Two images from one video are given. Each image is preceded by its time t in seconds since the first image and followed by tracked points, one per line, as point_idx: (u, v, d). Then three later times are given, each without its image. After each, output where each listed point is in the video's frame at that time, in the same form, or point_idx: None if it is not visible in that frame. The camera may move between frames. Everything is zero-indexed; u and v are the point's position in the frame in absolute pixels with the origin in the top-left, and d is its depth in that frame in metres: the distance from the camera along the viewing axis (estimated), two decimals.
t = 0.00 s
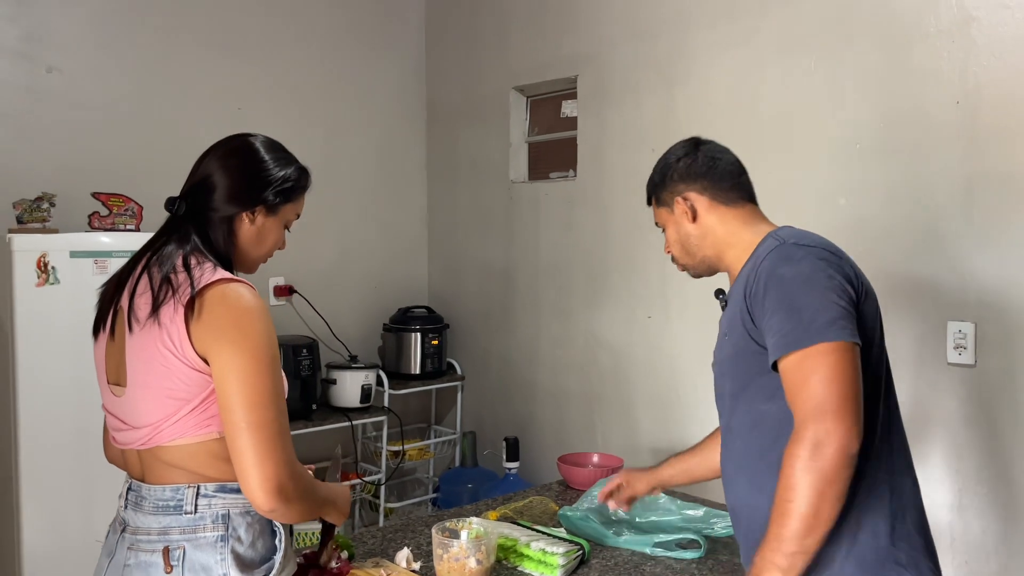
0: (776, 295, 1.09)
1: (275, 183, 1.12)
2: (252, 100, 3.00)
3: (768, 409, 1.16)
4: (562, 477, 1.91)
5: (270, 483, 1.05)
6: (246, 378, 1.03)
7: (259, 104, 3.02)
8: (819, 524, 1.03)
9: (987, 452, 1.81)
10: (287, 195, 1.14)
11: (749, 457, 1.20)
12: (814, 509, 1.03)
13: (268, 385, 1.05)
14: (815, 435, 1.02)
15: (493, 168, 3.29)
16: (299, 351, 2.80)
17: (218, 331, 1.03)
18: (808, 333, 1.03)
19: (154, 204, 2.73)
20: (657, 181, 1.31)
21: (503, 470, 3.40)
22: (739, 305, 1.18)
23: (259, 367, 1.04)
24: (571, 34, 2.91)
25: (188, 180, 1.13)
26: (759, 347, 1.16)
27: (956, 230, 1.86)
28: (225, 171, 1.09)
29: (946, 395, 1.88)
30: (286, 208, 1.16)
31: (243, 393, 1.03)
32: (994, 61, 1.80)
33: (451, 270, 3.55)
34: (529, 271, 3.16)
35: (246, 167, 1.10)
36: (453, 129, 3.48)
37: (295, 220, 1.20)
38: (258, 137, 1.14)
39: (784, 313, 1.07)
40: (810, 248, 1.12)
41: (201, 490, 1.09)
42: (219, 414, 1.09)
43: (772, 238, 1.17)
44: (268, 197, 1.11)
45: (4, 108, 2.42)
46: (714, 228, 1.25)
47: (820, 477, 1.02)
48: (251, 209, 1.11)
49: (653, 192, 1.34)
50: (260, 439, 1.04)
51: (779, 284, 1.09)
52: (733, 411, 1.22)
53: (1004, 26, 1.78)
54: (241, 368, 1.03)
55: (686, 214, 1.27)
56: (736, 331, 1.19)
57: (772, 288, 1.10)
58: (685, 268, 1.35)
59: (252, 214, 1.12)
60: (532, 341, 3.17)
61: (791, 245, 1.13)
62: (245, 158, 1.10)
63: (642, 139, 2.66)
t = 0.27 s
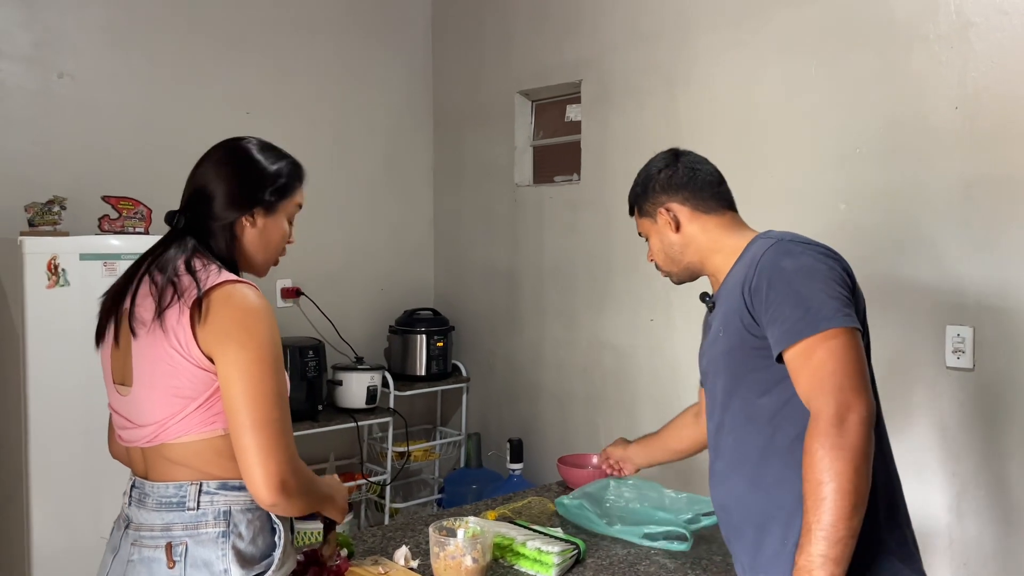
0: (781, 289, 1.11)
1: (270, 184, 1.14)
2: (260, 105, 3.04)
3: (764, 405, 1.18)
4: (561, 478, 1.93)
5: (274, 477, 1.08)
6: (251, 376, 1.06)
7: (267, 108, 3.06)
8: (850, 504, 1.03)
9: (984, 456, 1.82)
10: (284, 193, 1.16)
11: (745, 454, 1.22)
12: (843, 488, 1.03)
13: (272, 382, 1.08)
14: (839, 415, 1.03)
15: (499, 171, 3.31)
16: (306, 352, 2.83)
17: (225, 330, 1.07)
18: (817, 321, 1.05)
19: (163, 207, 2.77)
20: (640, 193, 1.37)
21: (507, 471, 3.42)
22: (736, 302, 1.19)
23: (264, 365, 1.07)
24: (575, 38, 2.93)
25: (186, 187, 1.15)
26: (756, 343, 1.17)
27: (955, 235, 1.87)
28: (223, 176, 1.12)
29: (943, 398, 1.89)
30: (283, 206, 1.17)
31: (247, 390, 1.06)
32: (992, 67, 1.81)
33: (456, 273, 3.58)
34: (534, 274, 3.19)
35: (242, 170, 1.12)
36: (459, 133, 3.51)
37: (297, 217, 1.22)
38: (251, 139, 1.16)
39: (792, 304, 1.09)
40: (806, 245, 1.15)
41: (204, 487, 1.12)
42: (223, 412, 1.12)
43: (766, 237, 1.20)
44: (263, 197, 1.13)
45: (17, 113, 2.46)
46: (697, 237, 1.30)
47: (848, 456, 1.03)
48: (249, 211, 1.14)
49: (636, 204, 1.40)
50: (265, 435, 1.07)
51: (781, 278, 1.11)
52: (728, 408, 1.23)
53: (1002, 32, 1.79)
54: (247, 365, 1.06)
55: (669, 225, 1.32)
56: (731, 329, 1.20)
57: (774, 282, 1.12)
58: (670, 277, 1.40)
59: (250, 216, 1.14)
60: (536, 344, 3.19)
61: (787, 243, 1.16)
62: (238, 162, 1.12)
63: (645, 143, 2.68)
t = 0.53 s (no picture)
0: (775, 285, 1.13)
1: (250, 164, 1.16)
2: (269, 107, 3.09)
3: (758, 399, 1.21)
4: (564, 476, 1.96)
5: (288, 466, 1.12)
6: (264, 370, 1.10)
7: (276, 111, 3.11)
8: (824, 494, 1.07)
9: (981, 456, 1.84)
10: (266, 176, 1.18)
11: (738, 448, 1.25)
12: (820, 479, 1.06)
13: (284, 375, 1.12)
14: (827, 410, 1.06)
15: (505, 173, 3.35)
16: (314, 351, 2.88)
17: (237, 326, 1.10)
18: (810, 318, 1.08)
19: (174, 208, 2.82)
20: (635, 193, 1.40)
21: (512, 470, 3.45)
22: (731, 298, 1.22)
23: (275, 360, 1.11)
24: (580, 42, 2.96)
25: (183, 186, 1.19)
26: (751, 339, 1.20)
27: (952, 237, 1.89)
28: (213, 167, 1.15)
29: (942, 398, 1.92)
30: (271, 185, 1.19)
31: (261, 384, 1.10)
32: (991, 70, 1.83)
33: (463, 273, 3.61)
34: (539, 274, 3.22)
35: (227, 158, 1.16)
36: (465, 135, 3.55)
37: (295, 201, 1.25)
38: (235, 132, 1.19)
39: (785, 300, 1.11)
40: (799, 244, 1.18)
41: (218, 479, 1.16)
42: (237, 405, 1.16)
43: (759, 237, 1.23)
44: (246, 179, 1.16)
45: (32, 116, 2.52)
46: (691, 233, 1.33)
47: (830, 449, 1.06)
48: (235, 195, 1.16)
49: (630, 205, 1.42)
50: (277, 426, 1.11)
51: (776, 276, 1.14)
52: (723, 401, 1.26)
53: (1001, 36, 1.81)
54: (261, 361, 1.10)
55: (664, 223, 1.35)
56: (726, 325, 1.23)
57: (768, 278, 1.15)
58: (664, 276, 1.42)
59: (238, 202, 1.17)
60: (541, 344, 3.22)
61: (782, 241, 1.19)
62: (221, 153, 1.16)
63: (649, 145, 2.70)
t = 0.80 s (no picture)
0: (777, 291, 1.17)
1: (259, 168, 1.20)
2: (279, 112, 3.14)
3: (758, 401, 1.24)
4: (568, 474, 2.00)
5: (301, 462, 1.16)
6: (277, 370, 1.14)
7: (286, 115, 3.16)
8: (808, 492, 1.11)
9: (979, 456, 1.87)
10: (275, 180, 1.22)
11: (738, 448, 1.27)
12: (804, 481, 1.11)
13: (296, 376, 1.17)
14: (819, 416, 1.10)
15: (511, 176, 3.39)
16: (323, 351, 2.92)
17: (252, 327, 1.15)
18: (810, 326, 1.12)
19: (186, 211, 2.87)
20: (643, 195, 1.42)
21: (518, 469, 3.49)
22: (734, 303, 1.25)
23: (288, 360, 1.16)
24: (586, 47, 3.00)
25: (198, 191, 1.23)
26: (752, 342, 1.24)
27: (951, 240, 1.92)
28: (225, 170, 1.20)
29: (941, 398, 1.94)
30: (280, 187, 1.23)
31: (276, 383, 1.14)
32: (989, 76, 1.86)
33: (470, 275, 3.65)
34: (545, 276, 3.25)
35: (238, 162, 1.20)
36: (472, 138, 3.59)
37: (305, 205, 1.29)
38: (246, 138, 1.24)
39: (786, 306, 1.15)
40: (801, 252, 1.22)
41: (233, 474, 1.20)
42: (252, 403, 1.21)
43: (762, 245, 1.27)
44: (255, 182, 1.20)
45: (48, 121, 2.57)
46: (702, 234, 1.36)
47: (818, 450, 1.10)
48: (245, 198, 1.20)
49: (637, 207, 1.45)
50: (290, 425, 1.15)
51: (778, 282, 1.18)
52: (725, 402, 1.28)
53: (998, 43, 1.84)
54: (276, 361, 1.15)
55: (675, 223, 1.37)
56: (729, 328, 1.26)
57: (770, 285, 1.18)
58: (668, 278, 1.44)
59: (248, 204, 1.21)
60: (547, 345, 3.26)
61: (784, 249, 1.23)
62: (233, 158, 1.21)
63: (653, 149, 2.74)
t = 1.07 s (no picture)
0: (786, 293, 1.19)
1: (279, 174, 1.24)
2: (287, 114, 3.18)
3: (766, 400, 1.26)
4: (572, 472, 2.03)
5: (306, 458, 1.19)
6: (284, 368, 1.18)
7: (294, 117, 3.20)
8: (815, 489, 1.14)
9: (980, 454, 1.90)
10: (293, 186, 1.26)
11: (743, 445, 1.29)
12: (812, 477, 1.13)
13: (303, 374, 1.20)
14: (828, 415, 1.12)
15: (517, 177, 3.42)
16: (331, 351, 2.96)
17: (260, 327, 1.18)
18: (816, 327, 1.14)
19: (196, 212, 2.92)
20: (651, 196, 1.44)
21: (523, 468, 3.52)
22: (743, 304, 1.27)
23: (295, 359, 1.19)
24: (591, 50, 3.03)
25: (217, 194, 1.27)
26: (761, 343, 1.26)
27: (952, 242, 1.95)
28: (245, 174, 1.24)
29: (942, 398, 1.97)
30: (297, 195, 1.26)
31: (282, 381, 1.18)
32: (989, 80, 1.88)
33: (476, 275, 3.69)
34: (550, 277, 3.28)
35: (258, 167, 1.24)
36: (478, 140, 3.63)
37: (319, 210, 1.32)
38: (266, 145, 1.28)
39: (794, 307, 1.17)
40: (809, 255, 1.24)
41: (241, 469, 1.23)
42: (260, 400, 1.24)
43: (769, 247, 1.30)
44: (274, 187, 1.24)
45: (61, 124, 2.61)
46: (710, 234, 1.38)
47: (827, 448, 1.12)
48: (263, 202, 1.24)
49: (645, 207, 1.46)
50: (297, 421, 1.18)
51: (786, 284, 1.20)
52: (732, 401, 1.30)
53: (998, 47, 1.86)
54: (285, 360, 1.18)
55: (684, 222, 1.39)
56: (737, 329, 1.28)
57: (779, 287, 1.20)
58: (674, 278, 1.46)
59: (265, 208, 1.24)
60: (552, 344, 3.29)
61: (791, 252, 1.25)
62: (255, 163, 1.24)
63: (658, 150, 2.76)
